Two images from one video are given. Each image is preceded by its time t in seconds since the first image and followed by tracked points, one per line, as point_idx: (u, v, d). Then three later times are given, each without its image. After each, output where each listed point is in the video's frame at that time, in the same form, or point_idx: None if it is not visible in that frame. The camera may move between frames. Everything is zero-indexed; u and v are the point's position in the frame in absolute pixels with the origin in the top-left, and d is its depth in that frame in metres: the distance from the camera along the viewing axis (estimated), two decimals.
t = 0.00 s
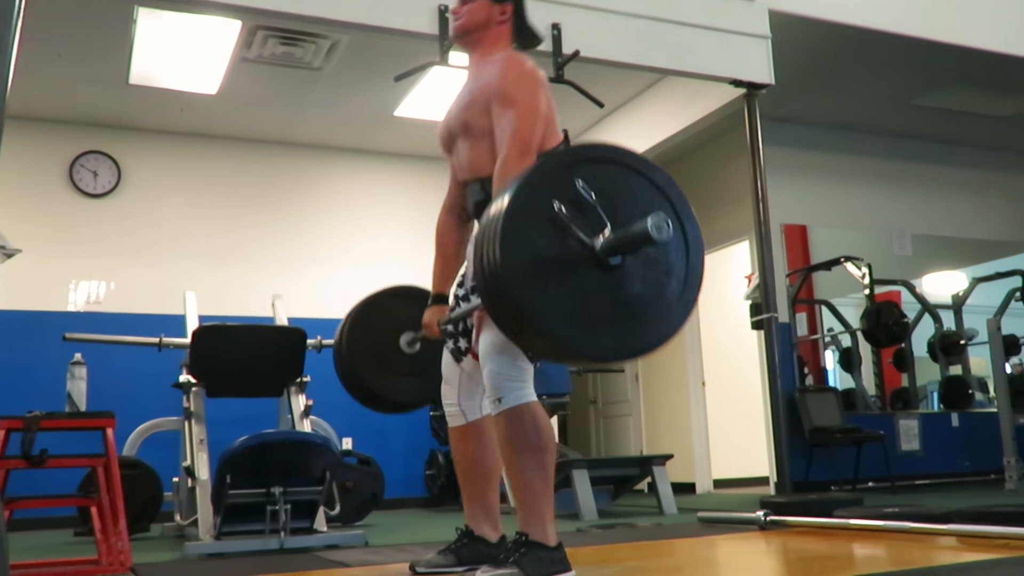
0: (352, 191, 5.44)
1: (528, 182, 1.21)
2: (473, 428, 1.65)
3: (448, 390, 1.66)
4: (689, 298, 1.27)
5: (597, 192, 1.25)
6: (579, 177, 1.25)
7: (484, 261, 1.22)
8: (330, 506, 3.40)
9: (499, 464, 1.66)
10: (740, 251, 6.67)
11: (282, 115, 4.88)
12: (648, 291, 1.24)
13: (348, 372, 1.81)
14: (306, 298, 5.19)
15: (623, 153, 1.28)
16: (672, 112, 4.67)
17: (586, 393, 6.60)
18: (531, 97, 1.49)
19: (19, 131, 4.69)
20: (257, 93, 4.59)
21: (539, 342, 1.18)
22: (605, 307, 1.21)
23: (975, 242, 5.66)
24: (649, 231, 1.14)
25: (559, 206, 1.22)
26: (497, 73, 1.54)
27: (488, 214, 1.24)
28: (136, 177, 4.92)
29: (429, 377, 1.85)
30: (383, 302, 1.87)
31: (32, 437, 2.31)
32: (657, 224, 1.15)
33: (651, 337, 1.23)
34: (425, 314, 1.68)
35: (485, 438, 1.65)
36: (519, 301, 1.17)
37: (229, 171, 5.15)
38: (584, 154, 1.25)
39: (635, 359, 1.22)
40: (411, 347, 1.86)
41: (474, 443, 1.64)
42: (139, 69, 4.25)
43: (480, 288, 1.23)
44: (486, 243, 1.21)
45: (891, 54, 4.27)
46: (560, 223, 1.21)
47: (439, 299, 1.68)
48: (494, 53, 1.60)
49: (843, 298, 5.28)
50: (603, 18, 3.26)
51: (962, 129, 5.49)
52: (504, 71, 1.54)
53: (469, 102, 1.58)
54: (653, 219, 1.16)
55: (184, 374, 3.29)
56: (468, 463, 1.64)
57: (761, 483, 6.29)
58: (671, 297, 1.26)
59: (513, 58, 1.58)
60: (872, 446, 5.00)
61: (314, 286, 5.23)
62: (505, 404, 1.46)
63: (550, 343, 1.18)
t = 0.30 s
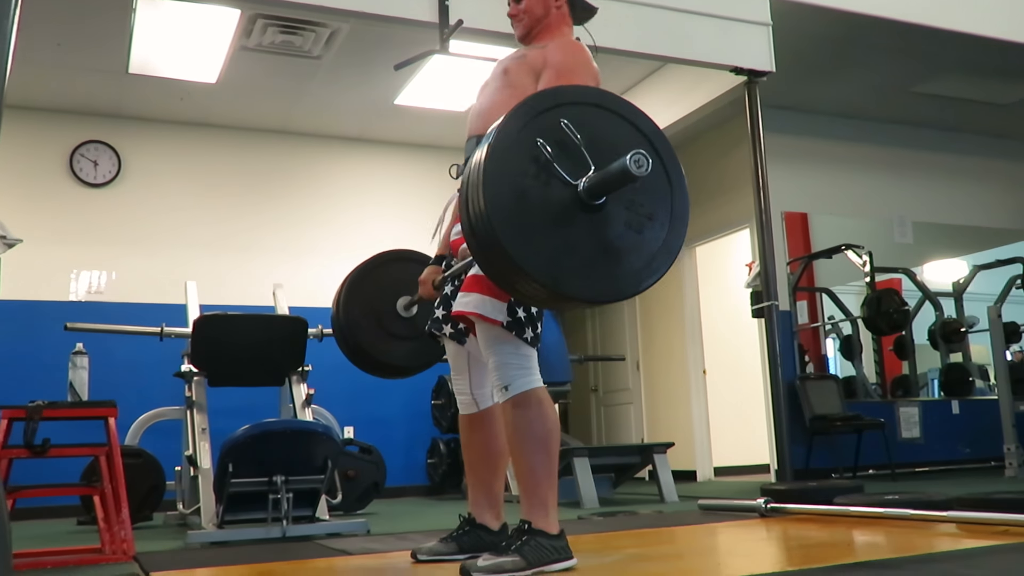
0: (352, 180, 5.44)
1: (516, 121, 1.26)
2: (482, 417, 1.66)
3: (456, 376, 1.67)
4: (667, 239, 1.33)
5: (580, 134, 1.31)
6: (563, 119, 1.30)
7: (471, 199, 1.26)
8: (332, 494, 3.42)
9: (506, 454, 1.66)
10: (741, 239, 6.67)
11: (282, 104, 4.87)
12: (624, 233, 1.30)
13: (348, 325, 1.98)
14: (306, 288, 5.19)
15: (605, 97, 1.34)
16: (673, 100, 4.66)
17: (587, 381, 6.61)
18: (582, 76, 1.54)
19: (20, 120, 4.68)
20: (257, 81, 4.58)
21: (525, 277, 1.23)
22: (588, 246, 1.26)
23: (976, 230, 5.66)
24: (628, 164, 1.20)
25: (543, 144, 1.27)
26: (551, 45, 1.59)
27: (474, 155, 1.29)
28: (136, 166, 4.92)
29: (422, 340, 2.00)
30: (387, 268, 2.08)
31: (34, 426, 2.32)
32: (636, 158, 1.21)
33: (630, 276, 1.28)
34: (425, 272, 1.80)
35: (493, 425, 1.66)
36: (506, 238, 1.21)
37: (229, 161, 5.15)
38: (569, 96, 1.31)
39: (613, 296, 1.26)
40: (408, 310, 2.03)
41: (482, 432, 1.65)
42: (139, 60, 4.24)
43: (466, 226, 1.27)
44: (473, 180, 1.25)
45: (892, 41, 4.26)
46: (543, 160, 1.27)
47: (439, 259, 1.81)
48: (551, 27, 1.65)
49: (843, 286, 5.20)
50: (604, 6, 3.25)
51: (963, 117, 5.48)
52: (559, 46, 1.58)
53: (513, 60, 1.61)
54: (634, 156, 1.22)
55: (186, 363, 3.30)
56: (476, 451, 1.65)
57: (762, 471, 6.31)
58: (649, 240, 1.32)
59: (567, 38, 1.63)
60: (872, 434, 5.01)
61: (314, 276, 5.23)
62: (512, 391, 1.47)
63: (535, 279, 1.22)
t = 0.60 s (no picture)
0: (352, 169, 5.43)
1: (519, 114, 1.26)
2: (480, 408, 1.65)
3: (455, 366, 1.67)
4: (668, 237, 1.32)
5: (585, 127, 1.31)
6: (568, 111, 1.30)
7: (469, 191, 1.26)
8: (333, 483, 3.43)
9: (504, 442, 1.66)
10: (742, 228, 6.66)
11: (281, 93, 4.86)
12: (624, 230, 1.29)
13: (347, 318, 1.99)
14: (307, 277, 5.19)
15: (612, 90, 1.33)
16: (674, 89, 4.65)
17: (587, 370, 6.62)
18: (574, 60, 1.53)
19: (19, 109, 4.68)
20: (257, 70, 4.56)
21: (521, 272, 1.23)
22: (586, 241, 1.26)
23: (976, 219, 5.66)
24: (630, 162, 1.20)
25: (546, 136, 1.27)
26: (538, 32, 1.58)
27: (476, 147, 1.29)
28: (136, 156, 4.92)
29: (420, 335, 2.01)
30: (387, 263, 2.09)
31: (36, 415, 2.32)
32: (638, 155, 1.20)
33: (627, 273, 1.28)
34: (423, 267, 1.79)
35: (492, 415, 1.65)
36: (505, 231, 1.21)
37: (229, 150, 5.15)
38: (575, 88, 1.30)
39: (609, 292, 1.26)
40: (408, 305, 2.04)
41: (481, 423, 1.65)
42: (139, 49, 4.23)
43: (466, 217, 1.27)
44: (473, 173, 1.25)
45: (894, 30, 4.24)
46: (545, 153, 1.26)
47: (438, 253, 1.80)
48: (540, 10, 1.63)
49: (844, 275, 5.19)
50: None
51: (965, 106, 5.46)
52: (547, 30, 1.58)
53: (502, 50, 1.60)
54: (637, 153, 1.22)
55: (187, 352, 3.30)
56: (475, 441, 1.64)
57: (762, 459, 6.32)
58: (648, 236, 1.31)
59: (554, 22, 1.61)
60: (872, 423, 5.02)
61: (315, 265, 5.23)
62: (508, 380, 1.47)
63: (530, 272, 1.22)
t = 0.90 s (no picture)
0: (353, 161, 5.43)
1: (526, 159, 1.20)
2: (469, 403, 1.64)
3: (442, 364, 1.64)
4: (675, 286, 1.28)
5: (593, 175, 1.25)
6: (576, 159, 1.24)
7: (473, 240, 1.19)
8: (334, 475, 3.43)
9: (497, 433, 1.66)
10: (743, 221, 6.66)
11: (281, 85, 4.85)
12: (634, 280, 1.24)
13: (351, 346, 1.83)
14: (307, 270, 5.18)
15: (619, 136, 1.28)
16: (675, 80, 4.64)
17: (587, 362, 6.63)
18: (511, 62, 1.47)
19: (19, 101, 4.67)
20: (257, 62, 4.56)
21: (526, 323, 1.17)
22: (594, 293, 1.21)
23: (977, 211, 5.66)
24: (642, 216, 1.15)
25: (554, 185, 1.21)
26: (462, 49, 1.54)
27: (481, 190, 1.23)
28: (136, 148, 4.91)
29: (424, 359, 1.87)
30: (383, 284, 1.90)
31: (37, 407, 2.32)
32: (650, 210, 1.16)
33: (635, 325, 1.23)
34: (419, 299, 1.62)
35: (484, 407, 1.65)
36: (509, 281, 1.15)
37: (229, 142, 5.14)
38: (583, 134, 1.25)
39: (617, 345, 1.22)
40: (409, 329, 1.87)
41: (471, 418, 1.64)
42: (138, 41, 4.23)
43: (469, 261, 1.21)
44: (477, 218, 1.19)
45: (895, 21, 4.24)
46: (553, 202, 1.21)
47: (433, 279, 1.63)
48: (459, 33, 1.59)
49: (844, 266, 5.25)
50: None
51: (966, 97, 5.46)
52: (472, 44, 1.52)
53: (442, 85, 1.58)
54: (649, 207, 1.16)
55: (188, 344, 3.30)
56: (468, 435, 1.64)
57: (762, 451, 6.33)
58: (656, 287, 1.26)
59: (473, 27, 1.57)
60: (872, 414, 5.03)
61: (315, 257, 5.23)
62: (503, 376, 1.46)
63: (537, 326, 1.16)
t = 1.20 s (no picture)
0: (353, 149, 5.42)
1: (538, 331, 1.08)
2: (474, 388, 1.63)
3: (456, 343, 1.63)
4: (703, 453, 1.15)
5: (614, 344, 1.12)
6: (594, 330, 1.11)
7: (483, 412, 1.10)
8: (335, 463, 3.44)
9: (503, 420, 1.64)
10: (744, 209, 6.65)
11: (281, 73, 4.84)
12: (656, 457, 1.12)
13: (349, 440, 1.61)
14: (307, 258, 5.18)
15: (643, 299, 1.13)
16: (675, 68, 4.63)
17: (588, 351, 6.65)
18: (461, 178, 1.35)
19: (19, 89, 4.66)
20: (257, 50, 4.54)
21: (537, 501, 1.08)
22: (610, 474, 1.10)
23: (977, 199, 5.66)
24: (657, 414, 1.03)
25: (568, 359, 1.09)
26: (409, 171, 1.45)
27: (494, 352, 1.13)
28: (136, 135, 4.90)
29: (425, 449, 1.70)
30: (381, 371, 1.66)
31: (39, 395, 2.32)
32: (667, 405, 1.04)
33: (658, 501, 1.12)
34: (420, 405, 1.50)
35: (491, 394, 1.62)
36: (517, 460, 1.06)
37: (229, 130, 5.13)
38: (601, 304, 1.10)
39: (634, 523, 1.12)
40: (408, 419, 1.69)
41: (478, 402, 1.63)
42: (138, 29, 4.22)
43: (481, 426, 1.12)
44: (485, 390, 1.10)
45: (896, 8, 4.23)
46: (566, 378, 1.09)
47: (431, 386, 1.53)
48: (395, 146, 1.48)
49: (845, 255, 5.27)
50: None
51: (967, 86, 5.44)
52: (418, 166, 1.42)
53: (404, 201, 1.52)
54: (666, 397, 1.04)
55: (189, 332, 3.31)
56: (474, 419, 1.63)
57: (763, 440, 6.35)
58: (682, 461, 1.13)
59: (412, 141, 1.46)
60: (872, 402, 5.04)
61: (315, 246, 5.22)
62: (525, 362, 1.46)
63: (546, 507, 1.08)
